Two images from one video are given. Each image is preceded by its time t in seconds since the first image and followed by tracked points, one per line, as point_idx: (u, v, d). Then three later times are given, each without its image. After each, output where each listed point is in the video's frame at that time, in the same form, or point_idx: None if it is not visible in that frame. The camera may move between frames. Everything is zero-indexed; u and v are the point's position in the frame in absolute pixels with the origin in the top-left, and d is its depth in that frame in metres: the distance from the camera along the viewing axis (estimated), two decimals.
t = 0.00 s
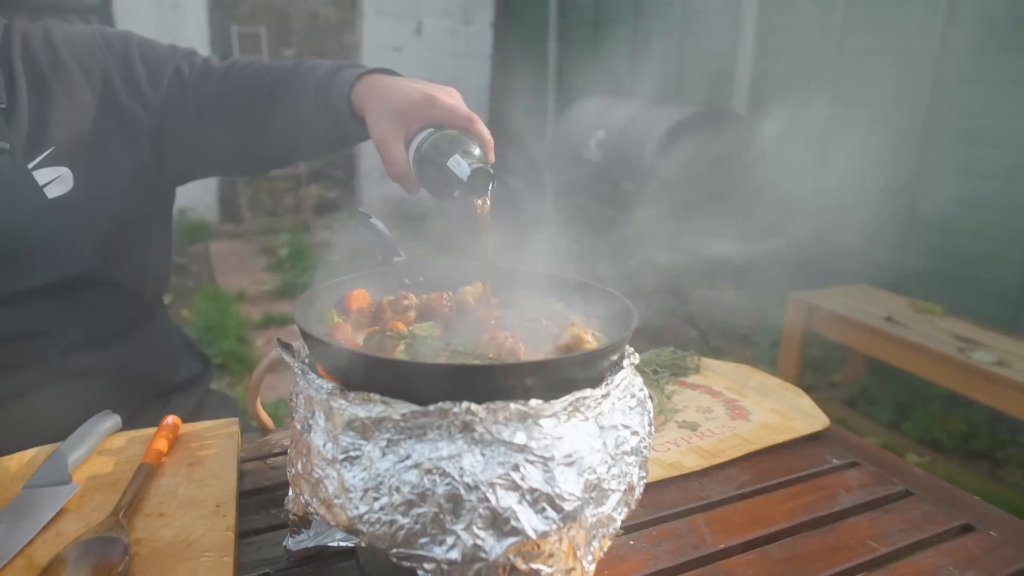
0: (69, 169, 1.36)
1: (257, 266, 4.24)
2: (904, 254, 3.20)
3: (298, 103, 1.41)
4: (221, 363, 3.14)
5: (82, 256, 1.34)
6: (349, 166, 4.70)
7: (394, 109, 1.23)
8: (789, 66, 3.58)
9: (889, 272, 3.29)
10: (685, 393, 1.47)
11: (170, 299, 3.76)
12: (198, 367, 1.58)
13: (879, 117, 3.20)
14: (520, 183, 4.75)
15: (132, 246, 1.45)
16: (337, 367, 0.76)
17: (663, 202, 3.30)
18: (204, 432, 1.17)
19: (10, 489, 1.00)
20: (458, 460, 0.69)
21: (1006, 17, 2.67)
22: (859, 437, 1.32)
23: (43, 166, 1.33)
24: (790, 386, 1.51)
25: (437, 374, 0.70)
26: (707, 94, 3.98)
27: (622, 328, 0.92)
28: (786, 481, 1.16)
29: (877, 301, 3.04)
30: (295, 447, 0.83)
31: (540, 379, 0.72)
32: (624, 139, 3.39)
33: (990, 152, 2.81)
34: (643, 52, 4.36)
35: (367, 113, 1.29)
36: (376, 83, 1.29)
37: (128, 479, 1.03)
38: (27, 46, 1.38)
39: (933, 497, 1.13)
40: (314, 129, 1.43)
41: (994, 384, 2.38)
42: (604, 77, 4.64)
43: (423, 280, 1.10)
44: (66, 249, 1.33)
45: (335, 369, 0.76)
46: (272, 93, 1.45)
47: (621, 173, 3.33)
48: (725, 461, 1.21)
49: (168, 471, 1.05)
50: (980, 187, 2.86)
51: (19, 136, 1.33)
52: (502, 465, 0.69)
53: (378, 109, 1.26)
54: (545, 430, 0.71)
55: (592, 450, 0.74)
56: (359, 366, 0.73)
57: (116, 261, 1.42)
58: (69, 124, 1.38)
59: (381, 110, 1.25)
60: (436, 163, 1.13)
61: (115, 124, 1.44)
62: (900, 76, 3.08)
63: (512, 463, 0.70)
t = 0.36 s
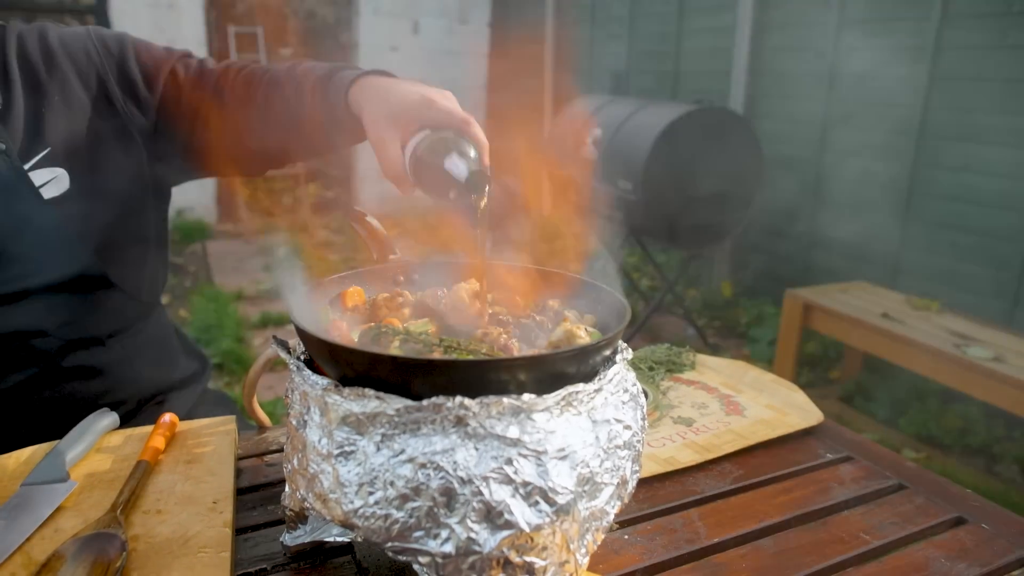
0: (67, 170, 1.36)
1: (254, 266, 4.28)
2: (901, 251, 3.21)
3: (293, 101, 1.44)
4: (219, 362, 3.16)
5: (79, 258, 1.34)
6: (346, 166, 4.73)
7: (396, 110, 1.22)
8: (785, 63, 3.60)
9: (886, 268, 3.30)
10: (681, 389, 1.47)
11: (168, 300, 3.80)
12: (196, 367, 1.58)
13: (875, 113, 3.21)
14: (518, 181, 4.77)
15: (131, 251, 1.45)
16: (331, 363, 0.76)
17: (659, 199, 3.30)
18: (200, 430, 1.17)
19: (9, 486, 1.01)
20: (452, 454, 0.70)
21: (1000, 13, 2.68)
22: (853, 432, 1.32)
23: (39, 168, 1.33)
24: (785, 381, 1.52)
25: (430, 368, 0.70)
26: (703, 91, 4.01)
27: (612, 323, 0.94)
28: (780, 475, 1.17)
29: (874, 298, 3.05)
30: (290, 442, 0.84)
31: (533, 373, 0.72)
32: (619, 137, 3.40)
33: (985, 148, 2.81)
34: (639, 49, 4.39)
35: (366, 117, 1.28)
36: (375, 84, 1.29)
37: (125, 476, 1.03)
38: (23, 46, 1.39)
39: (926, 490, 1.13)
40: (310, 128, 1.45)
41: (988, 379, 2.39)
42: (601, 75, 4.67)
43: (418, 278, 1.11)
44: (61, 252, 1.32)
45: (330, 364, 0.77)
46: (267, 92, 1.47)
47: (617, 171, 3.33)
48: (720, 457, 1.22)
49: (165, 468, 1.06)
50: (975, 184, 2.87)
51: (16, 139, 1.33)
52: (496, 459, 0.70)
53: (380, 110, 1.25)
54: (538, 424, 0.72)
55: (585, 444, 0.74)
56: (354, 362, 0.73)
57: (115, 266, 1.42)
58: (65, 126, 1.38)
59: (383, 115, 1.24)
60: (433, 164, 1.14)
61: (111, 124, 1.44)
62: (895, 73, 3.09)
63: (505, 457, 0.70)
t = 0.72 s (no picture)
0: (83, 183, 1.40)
1: (256, 272, 4.45)
2: (899, 259, 3.24)
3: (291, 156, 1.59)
4: (221, 368, 3.23)
5: (84, 260, 1.37)
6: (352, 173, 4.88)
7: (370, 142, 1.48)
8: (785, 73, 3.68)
9: (884, 277, 3.33)
10: (678, 394, 1.51)
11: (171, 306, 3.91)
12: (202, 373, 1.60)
13: (873, 123, 3.26)
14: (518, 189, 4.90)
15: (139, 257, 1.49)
16: (342, 367, 0.80)
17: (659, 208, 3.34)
18: (210, 433, 1.20)
19: (26, 487, 1.04)
20: (457, 454, 0.73)
21: (995, 25, 2.73)
22: (847, 437, 1.35)
23: (59, 179, 1.37)
24: (781, 388, 1.55)
25: (436, 372, 0.73)
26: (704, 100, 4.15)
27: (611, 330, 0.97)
28: (776, 479, 1.20)
29: (873, 307, 3.07)
30: (301, 444, 0.87)
31: (534, 377, 0.75)
32: (619, 146, 3.45)
33: (981, 158, 2.85)
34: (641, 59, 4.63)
35: (340, 137, 1.53)
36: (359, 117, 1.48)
37: (138, 478, 1.06)
38: (58, 69, 1.44)
39: (917, 493, 1.16)
40: (308, 183, 1.59)
41: (986, 387, 2.41)
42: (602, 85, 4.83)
43: (423, 285, 1.14)
44: (66, 256, 1.35)
45: (340, 368, 0.80)
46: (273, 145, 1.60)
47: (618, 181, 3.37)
48: (717, 461, 1.25)
49: (176, 470, 1.09)
50: (971, 193, 2.90)
51: (38, 150, 1.37)
52: (499, 460, 0.73)
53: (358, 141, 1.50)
54: (539, 426, 0.75)
55: (585, 446, 0.77)
56: (364, 366, 0.76)
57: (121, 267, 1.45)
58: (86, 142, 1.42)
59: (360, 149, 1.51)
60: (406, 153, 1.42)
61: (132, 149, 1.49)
62: (893, 83, 3.14)
63: (509, 457, 0.73)
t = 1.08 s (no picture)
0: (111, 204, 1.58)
1: (254, 295, 4.71)
2: (884, 282, 3.35)
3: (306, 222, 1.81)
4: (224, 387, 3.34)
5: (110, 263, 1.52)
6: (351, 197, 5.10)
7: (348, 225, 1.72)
8: (773, 103, 3.84)
9: (870, 299, 3.43)
10: (666, 407, 1.59)
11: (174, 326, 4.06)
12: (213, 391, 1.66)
13: (858, 151, 3.39)
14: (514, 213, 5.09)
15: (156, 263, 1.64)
16: (357, 371, 0.88)
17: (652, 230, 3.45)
18: (225, 440, 1.28)
19: (56, 486, 1.12)
20: (462, 449, 0.81)
21: (971, 57, 2.85)
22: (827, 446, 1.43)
23: (90, 199, 1.55)
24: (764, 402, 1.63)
25: (442, 374, 0.82)
26: (695, 127, 4.35)
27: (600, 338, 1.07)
28: (755, 483, 1.28)
29: (859, 329, 3.17)
30: (317, 443, 0.95)
31: (531, 380, 0.84)
32: (611, 172, 3.57)
33: (960, 185, 2.96)
34: (634, 87, 4.85)
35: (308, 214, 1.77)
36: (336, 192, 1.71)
37: (160, 479, 1.14)
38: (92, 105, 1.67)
39: (887, 496, 1.24)
40: (268, 243, 1.83)
41: (966, 405, 2.50)
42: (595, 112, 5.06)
43: (426, 300, 1.22)
44: (96, 256, 1.50)
45: (355, 372, 0.88)
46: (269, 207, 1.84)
47: (611, 205, 3.48)
48: (701, 467, 1.33)
49: (195, 472, 1.17)
50: (952, 218, 3.01)
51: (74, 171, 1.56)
52: (500, 454, 0.81)
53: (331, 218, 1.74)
54: (535, 423, 0.83)
55: (576, 443, 0.86)
56: (377, 369, 0.85)
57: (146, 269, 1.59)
58: (115, 166, 1.63)
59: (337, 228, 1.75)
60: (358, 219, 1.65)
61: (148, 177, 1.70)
62: (876, 112, 3.27)
63: (507, 452, 0.82)
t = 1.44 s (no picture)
0: (166, 187, 1.81)
1: (293, 297, 4.92)
2: (915, 292, 3.36)
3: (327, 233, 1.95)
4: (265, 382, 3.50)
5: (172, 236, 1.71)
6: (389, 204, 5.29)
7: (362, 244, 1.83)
8: (804, 114, 3.89)
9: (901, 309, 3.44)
10: (686, 396, 1.67)
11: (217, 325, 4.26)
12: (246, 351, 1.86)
13: (889, 161, 3.41)
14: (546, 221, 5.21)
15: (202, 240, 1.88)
16: (399, 338, 0.99)
17: (682, 237, 3.51)
18: (275, 412, 1.39)
19: (126, 445, 1.25)
20: (491, 406, 0.91)
21: (1003, 69, 2.86)
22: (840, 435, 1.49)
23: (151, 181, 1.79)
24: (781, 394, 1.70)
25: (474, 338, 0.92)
26: (727, 138, 4.41)
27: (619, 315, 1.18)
28: (768, 465, 1.35)
29: (888, 338, 3.19)
30: (361, 405, 1.06)
31: (552, 347, 0.94)
32: (642, 181, 3.66)
33: (992, 196, 2.97)
34: (667, 99, 4.93)
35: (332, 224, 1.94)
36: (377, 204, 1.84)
37: (217, 442, 1.25)
38: (152, 109, 1.90)
39: (894, 478, 1.31)
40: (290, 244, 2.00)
41: (996, 413, 2.51)
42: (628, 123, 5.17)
43: (459, 283, 1.34)
44: (158, 227, 1.67)
45: (397, 339, 0.99)
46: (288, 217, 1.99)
47: (642, 213, 3.56)
48: (716, 449, 1.40)
49: (249, 436, 1.29)
50: (984, 229, 3.02)
51: (136, 159, 1.79)
52: (524, 412, 0.91)
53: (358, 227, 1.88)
54: (556, 385, 0.93)
55: (594, 405, 0.95)
56: (417, 334, 0.95)
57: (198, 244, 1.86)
58: (170, 159, 1.85)
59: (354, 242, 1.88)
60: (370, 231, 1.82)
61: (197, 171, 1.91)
62: (907, 123, 3.30)
63: (530, 410, 0.91)
